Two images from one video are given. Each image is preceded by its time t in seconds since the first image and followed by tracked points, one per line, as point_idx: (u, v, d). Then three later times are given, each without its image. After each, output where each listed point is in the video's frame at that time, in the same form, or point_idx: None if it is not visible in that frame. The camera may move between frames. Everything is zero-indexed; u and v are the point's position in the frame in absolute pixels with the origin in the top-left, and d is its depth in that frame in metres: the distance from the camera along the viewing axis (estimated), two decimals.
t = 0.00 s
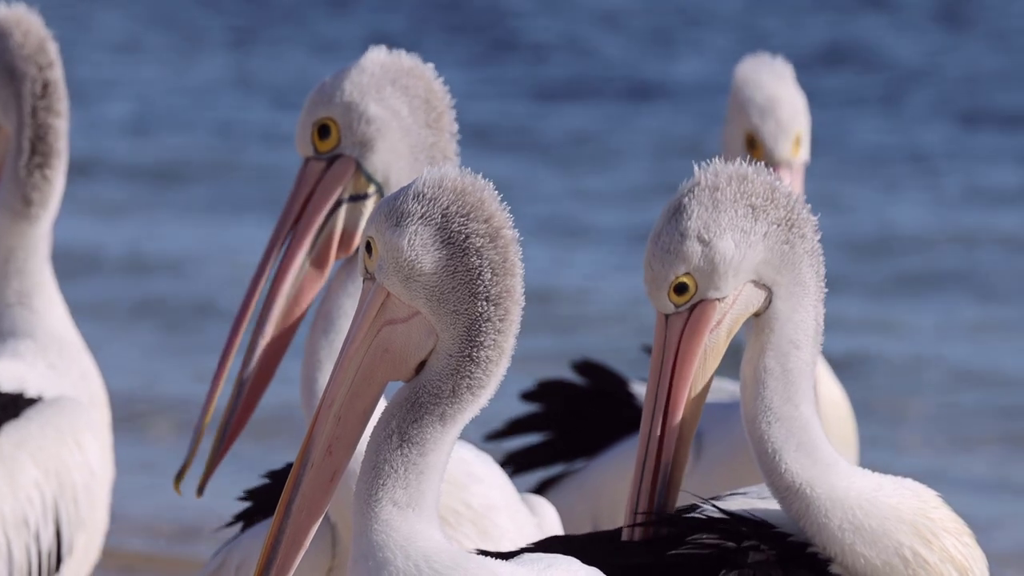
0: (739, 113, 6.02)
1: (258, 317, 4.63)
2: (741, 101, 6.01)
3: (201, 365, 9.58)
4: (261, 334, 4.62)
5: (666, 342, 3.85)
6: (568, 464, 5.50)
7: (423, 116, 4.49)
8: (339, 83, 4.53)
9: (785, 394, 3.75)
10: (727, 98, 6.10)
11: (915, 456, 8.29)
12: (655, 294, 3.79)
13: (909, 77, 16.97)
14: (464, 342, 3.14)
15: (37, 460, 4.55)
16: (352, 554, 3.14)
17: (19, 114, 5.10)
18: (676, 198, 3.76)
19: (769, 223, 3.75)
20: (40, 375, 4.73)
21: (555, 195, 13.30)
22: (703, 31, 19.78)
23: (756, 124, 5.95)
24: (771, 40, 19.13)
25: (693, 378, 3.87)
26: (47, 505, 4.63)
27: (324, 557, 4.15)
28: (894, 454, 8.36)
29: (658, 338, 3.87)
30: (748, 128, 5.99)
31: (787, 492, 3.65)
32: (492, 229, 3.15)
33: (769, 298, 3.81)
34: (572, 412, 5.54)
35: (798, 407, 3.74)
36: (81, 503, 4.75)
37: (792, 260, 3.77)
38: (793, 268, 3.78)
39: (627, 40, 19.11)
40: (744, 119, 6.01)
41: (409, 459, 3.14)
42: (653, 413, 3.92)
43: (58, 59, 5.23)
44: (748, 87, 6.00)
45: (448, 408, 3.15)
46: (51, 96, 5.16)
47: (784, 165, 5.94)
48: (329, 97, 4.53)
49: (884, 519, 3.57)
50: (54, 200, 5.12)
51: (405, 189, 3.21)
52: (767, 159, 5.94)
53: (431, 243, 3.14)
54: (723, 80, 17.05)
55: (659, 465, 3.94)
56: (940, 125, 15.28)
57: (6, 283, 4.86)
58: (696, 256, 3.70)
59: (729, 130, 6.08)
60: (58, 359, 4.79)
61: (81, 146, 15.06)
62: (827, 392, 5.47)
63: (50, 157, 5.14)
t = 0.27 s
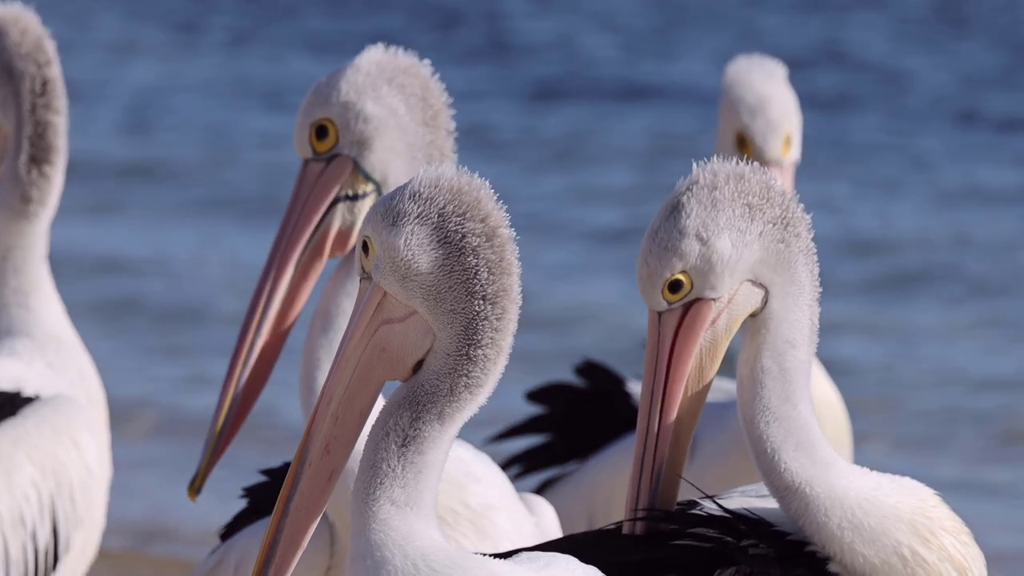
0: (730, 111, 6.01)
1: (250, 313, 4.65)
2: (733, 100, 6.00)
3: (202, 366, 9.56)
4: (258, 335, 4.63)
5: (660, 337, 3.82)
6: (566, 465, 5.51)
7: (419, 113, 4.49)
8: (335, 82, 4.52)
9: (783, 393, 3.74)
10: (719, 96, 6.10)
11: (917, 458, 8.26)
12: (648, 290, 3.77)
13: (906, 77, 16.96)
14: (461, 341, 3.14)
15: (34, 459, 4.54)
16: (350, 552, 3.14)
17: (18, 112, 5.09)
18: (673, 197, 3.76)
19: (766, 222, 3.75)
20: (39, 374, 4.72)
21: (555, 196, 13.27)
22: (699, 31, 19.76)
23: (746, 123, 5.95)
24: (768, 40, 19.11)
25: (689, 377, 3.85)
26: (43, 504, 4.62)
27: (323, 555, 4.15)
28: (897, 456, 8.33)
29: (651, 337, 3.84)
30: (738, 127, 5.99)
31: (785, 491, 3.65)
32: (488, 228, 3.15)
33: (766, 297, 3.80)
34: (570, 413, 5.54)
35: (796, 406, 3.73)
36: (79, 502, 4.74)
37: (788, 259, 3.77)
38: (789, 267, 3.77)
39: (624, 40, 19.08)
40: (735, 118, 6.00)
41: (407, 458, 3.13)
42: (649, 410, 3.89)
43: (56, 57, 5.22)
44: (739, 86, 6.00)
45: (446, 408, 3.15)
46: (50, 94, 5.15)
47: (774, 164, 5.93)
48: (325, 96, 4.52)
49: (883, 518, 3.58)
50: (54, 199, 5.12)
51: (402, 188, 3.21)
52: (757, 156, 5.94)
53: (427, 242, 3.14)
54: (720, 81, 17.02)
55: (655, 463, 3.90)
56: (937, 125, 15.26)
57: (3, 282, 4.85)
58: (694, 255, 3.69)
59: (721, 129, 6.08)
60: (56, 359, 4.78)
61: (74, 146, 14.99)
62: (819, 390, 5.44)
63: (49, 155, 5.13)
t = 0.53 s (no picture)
0: (723, 112, 6.02)
1: (250, 312, 4.64)
2: (726, 101, 6.01)
3: (203, 369, 9.52)
4: (257, 336, 4.61)
5: (660, 344, 3.83)
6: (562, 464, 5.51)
7: (418, 113, 4.48)
8: (334, 83, 4.52)
9: (780, 394, 3.74)
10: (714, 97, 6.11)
11: (920, 461, 8.21)
12: (648, 298, 3.77)
13: (904, 79, 16.95)
14: (459, 342, 3.14)
15: (30, 458, 4.55)
16: (348, 552, 3.14)
17: (18, 112, 5.09)
18: (669, 203, 3.76)
19: (762, 225, 3.74)
20: (37, 374, 4.71)
21: (556, 197, 13.26)
22: (697, 31, 19.76)
23: (738, 123, 5.95)
24: (765, 40, 19.10)
25: (687, 380, 3.86)
26: (40, 504, 4.63)
27: (321, 556, 4.15)
28: (900, 460, 8.29)
29: (652, 344, 3.85)
30: (731, 127, 6.00)
31: (783, 491, 3.65)
32: (485, 229, 3.15)
33: (763, 298, 3.80)
34: (566, 412, 5.55)
35: (793, 406, 3.73)
36: (76, 502, 4.74)
37: (784, 260, 3.77)
38: (785, 268, 3.77)
39: (622, 41, 19.08)
40: (727, 118, 6.01)
41: (406, 458, 3.13)
42: (648, 414, 3.91)
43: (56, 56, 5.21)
44: (733, 87, 6.01)
45: (445, 408, 3.15)
46: (49, 92, 5.14)
47: (766, 163, 5.93)
48: (324, 99, 4.52)
49: (880, 517, 3.58)
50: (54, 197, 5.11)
51: (399, 189, 3.21)
52: (748, 156, 5.94)
53: (424, 243, 3.14)
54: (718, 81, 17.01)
55: (653, 466, 3.90)
56: (935, 125, 15.24)
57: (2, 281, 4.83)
58: (691, 261, 3.69)
59: (715, 130, 6.09)
60: (54, 358, 4.77)
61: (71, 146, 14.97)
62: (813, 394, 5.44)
63: (49, 153, 5.12)
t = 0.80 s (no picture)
0: (716, 112, 6.02)
1: (250, 313, 4.63)
2: (719, 101, 6.02)
3: (203, 371, 9.52)
4: (257, 337, 4.60)
5: (657, 344, 3.82)
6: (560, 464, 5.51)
7: (415, 114, 4.49)
8: (332, 84, 4.52)
9: (777, 395, 3.74)
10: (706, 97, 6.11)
11: (915, 462, 8.20)
12: (645, 298, 3.75)
13: (901, 81, 16.96)
14: (457, 343, 3.13)
15: (27, 458, 4.55)
16: (346, 553, 3.13)
17: (17, 111, 5.08)
18: (667, 204, 3.75)
19: (759, 226, 3.74)
20: (34, 374, 4.67)
21: (553, 198, 13.25)
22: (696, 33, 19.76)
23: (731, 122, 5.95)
24: (763, 41, 19.10)
25: (684, 382, 3.85)
26: (37, 504, 4.63)
27: (319, 557, 4.15)
28: (896, 462, 8.27)
29: (648, 343, 3.83)
30: (724, 126, 6.00)
31: (781, 493, 3.64)
32: (483, 230, 3.15)
33: (759, 299, 3.80)
34: (564, 412, 5.55)
35: (790, 408, 3.73)
36: (74, 502, 4.74)
37: (780, 261, 3.77)
38: (781, 269, 3.77)
39: (620, 43, 19.07)
40: (720, 118, 6.01)
41: (404, 459, 3.13)
42: (645, 416, 3.89)
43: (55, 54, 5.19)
44: (726, 87, 6.01)
45: (443, 409, 3.14)
46: (48, 90, 5.12)
47: (758, 164, 5.93)
48: (322, 98, 4.52)
49: (878, 519, 3.58)
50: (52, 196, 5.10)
51: (396, 190, 3.20)
52: (741, 155, 5.94)
53: (422, 243, 3.13)
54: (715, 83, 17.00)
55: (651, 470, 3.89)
56: (933, 125, 15.24)
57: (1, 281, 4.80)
58: (690, 261, 3.68)
59: (707, 129, 6.09)
60: (51, 358, 4.73)
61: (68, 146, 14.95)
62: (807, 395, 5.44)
63: (48, 152, 5.11)
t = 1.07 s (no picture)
0: (708, 110, 6.02)
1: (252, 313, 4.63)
2: (711, 100, 6.02)
3: (198, 373, 9.51)
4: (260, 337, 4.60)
5: (653, 345, 3.81)
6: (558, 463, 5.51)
7: (412, 112, 4.49)
8: (328, 83, 4.52)
9: (773, 393, 3.74)
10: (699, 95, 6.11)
11: (910, 463, 8.20)
12: (642, 300, 3.75)
13: (897, 82, 16.98)
14: (454, 343, 3.13)
15: (23, 458, 4.55)
16: (344, 552, 3.13)
17: (16, 109, 5.07)
18: (663, 204, 3.75)
19: (754, 224, 3.75)
20: (31, 373, 4.67)
21: (548, 198, 13.24)
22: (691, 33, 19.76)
23: (723, 120, 5.95)
24: (759, 41, 19.11)
25: (681, 382, 3.85)
26: (34, 504, 4.63)
27: (318, 555, 4.14)
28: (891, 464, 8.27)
29: (645, 344, 3.83)
30: (716, 125, 6.00)
31: (778, 491, 3.64)
32: (479, 229, 3.14)
33: (754, 298, 3.80)
34: (561, 411, 5.55)
35: (787, 406, 3.73)
36: (70, 501, 4.74)
37: (775, 259, 3.77)
38: (776, 267, 3.77)
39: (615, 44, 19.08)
40: (712, 116, 6.01)
41: (402, 459, 3.13)
42: (642, 416, 3.88)
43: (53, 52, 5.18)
44: (718, 86, 6.01)
45: (441, 409, 3.14)
46: (46, 88, 5.11)
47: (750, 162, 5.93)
48: (319, 98, 4.51)
49: (875, 516, 3.58)
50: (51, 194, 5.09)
51: (394, 190, 3.20)
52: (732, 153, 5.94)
53: (418, 243, 3.13)
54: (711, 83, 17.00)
55: (648, 470, 3.90)
56: (928, 125, 15.25)
57: None
58: (688, 262, 3.68)
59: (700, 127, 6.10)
60: (48, 357, 4.72)
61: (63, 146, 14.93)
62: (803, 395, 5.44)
63: (47, 149, 5.10)
